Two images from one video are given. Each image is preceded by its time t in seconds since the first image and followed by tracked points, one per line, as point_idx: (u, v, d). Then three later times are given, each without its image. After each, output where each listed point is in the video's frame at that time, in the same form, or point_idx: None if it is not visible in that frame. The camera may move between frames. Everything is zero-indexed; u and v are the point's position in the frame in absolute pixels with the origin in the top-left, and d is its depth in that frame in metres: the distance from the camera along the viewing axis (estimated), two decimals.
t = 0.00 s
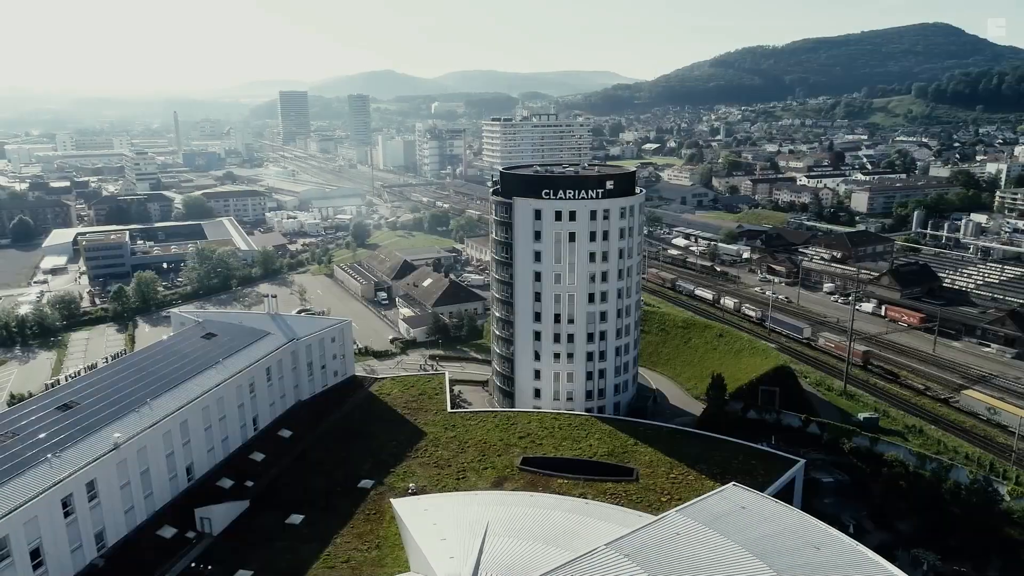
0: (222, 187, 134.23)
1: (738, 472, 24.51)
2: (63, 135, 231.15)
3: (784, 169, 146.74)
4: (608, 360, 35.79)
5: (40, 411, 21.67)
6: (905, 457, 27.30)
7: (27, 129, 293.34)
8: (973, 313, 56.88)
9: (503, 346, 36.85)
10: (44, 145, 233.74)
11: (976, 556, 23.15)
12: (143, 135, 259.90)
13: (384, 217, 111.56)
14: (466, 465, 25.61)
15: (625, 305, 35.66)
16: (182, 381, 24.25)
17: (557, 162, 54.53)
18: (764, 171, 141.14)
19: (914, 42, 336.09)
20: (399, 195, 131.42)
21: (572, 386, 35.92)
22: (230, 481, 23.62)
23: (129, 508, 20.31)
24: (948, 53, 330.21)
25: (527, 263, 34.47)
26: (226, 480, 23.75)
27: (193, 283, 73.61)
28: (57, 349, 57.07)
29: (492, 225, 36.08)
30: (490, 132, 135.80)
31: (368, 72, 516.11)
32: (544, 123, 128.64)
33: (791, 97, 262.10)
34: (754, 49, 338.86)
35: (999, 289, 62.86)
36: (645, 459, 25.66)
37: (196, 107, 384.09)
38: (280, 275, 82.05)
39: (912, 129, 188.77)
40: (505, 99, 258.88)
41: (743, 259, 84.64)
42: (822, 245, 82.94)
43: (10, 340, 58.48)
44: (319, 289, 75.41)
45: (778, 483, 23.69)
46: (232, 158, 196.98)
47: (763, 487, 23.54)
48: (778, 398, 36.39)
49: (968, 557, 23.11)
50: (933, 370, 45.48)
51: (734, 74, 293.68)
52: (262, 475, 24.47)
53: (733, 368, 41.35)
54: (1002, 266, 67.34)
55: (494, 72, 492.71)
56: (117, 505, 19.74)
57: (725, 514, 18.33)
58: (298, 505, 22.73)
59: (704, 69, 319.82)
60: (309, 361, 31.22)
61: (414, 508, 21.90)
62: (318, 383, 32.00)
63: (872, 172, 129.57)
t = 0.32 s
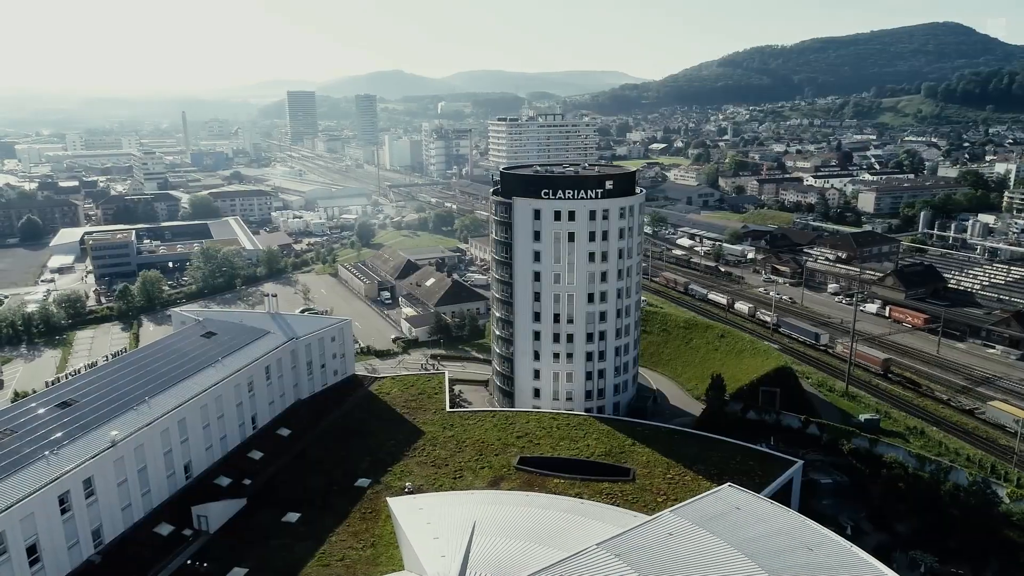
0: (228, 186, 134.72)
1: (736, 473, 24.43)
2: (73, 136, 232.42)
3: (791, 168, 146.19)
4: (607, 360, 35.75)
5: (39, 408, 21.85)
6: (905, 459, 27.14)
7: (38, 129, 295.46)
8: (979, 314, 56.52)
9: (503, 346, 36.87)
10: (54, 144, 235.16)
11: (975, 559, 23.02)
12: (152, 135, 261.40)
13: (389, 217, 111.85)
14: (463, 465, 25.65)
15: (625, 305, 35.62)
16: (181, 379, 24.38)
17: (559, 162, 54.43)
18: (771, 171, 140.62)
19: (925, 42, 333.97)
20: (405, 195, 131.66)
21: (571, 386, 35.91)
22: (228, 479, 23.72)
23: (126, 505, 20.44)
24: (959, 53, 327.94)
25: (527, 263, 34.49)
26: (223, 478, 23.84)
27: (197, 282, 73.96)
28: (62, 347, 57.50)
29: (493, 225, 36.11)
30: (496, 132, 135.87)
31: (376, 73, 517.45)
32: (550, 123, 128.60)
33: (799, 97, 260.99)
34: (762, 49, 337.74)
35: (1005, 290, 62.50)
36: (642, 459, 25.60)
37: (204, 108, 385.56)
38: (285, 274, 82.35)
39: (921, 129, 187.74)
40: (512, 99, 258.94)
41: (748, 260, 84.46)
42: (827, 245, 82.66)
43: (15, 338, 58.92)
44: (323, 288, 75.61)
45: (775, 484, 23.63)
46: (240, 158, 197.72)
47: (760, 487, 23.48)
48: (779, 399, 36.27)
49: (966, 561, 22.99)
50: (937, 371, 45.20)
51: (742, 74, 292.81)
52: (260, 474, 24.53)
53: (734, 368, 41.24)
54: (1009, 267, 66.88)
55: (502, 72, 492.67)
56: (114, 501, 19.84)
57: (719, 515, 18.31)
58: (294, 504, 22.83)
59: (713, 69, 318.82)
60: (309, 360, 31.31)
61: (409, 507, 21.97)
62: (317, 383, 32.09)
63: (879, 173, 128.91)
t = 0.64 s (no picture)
0: (236, 186, 135.27)
1: (732, 474, 24.38)
2: (82, 135, 233.82)
3: (798, 168, 145.62)
4: (607, 360, 35.73)
5: (38, 406, 22.02)
6: (904, 460, 27.03)
7: (50, 129, 297.97)
8: (983, 316, 56.11)
9: (503, 345, 36.92)
10: (64, 144, 236.58)
11: (972, 561, 22.95)
12: (162, 135, 262.89)
13: (395, 216, 112.13)
14: (460, 464, 25.67)
15: (626, 305, 35.60)
16: (180, 378, 24.57)
17: (562, 161, 54.41)
18: (778, 171, 140.07)
19: (936, 41, 332.05)
20: (411, 194, 131.93)
21: (570, 386, 35.91)
22: (226, 478, 23.92)
23: (124, 502, 20.61)
24: (970, 52, 325.87)
25: (526, 263, 34.50)
26: (221, 476, 23.97)
27: (202, 280, 74.34)
28: (67, 345, 57.95)
29: (493, 225, 36.13)
30: (503, 132, 135.97)
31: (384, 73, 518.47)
32: (556, 123, 128.52)
33: (808, 97, 259.93)
34: (771, 49, 336.44)
35: (1010, 292, 62.06)
36: (639, 460, 25.58)
37: (213, 108, 387.18)
38: (290, 273, 82.71)
39: (931, 129, 186.65)
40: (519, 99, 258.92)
41: (752, 260, 84.26)
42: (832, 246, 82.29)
43: (22, 336, 59.45)
44: (326, 287, 75.79)
45: (771, 485, 23.56)
46: (248, 158, 198.49)
47: (757, 488, 23.43)
48: (779, 399, 36.11)
49: (963, 563, 22.98)
50: (940, 373, 44.92)
51: (750, 74, 291.90)
52: (257, 473, 24.68)
53: (735, 369, 41.13)
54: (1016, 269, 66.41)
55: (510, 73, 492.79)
56: (111, 499, 19.99)
57: (712, 515, 18.31)
58: (291, 502, 22.94)
59: (721, 69, 318.00)
60: (308, 359, 31.41)
61: (406, 505, 22.03)
62: (316, 382, 32.18)
63: (887, 173, 128.24)
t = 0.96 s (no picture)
0: (242, 185, 135.74)
1: (730, 475, 24.31)
2: (92, 135, 235.05)
3: (805, 168, 145.08)
4: (607, 361, 35.72)
5: (37, 403, 22.15)
6: (903, 462, 26.91)
7: (61, 129, 300.18)
8: (988, 317, 55.79)
9: (503, 346, 36.94)
10: (74, 144, 237.85)
11: (970, 563, 22.89)
12: (171, 134, 264.10)
13: (400, 216, 112.33)
14: (456, 464, 25.70)
15: (625, 305, 35.57)
16: (179, 376, 24.70)
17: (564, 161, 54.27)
18: (785, 172, 139.57)
19: (946, 41, 330.19)
20: (417, 195, 132.12)
21: (570, 387, 35.89)
22: (224, 476, 24.01)
23: (121, 499, 20.72)
24: (981, 52, 323.72)
25: (526, 263, 34.51)
26: (219, 474, 24.06)
27: (207, 280, 74.62)
28: (72, 344, 58.33)
29: (493, 225, 36.14)
30: (509, 132, 135.95)
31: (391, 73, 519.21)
32: (562, 123, 128.40)
33: (816, 98, 258.94)
34: (779, 49, 335.27)
35: (1016, 293, 61.65)
36: (636, 460, 25.57)
37: (222, 108, 388.67)
38: (294, 273, 82.96)
39: (940, 129, 185.61)
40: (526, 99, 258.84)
41: (757, 260, 84.01)
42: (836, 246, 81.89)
43: (27, 335, 59.86)
44: (330, 287, 75.96)
45: (768, 486, 23.51)
46: (255, 158, 199.21)
47: (754, 489, 23.36)
48: (779, 400, 35.96)
49: (960, 566, 22.84)
50: (943, 374, 44.67)
51: (758, 74, 290.99)
52: (254, 471, 24.81)
53: (736, 370, 41.02)
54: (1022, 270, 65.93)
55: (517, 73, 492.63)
56: (108, 496, 20.12)
57: (706, 515, 18.29)
58: (287, 500, 23.04)
59: (729, 69, 316.92)
60: (308, 357, 31.54)
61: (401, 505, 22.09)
62: (316, 380, 32.27)
63: (895, 174, 127.48)
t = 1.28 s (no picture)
0: (249, 185, 136.44)
1: (726, 476, 24.27)
2: (102, 135, 236.72)
3: (813, 169, 144.52)
4: (607, 361, 35.71)
5: (37, 401, 22.32)
6: (902, 464, 26.81)
7: (72, 129, 302.30)
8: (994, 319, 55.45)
9: (503, 346, 37.00)
10: (84, 143, 239.64)
11: (968, 566, 22.75)
12: (180, 134, 265.45)
13: (406, 216, 112.64)
14: (453, 463, 25.75)
15: (625, 305, 35.52)
16: (178, 374, 24.85)
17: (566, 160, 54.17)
18: (793, 172, 139.06)
19: (958, 41, 328.10)
20: (423, 195, 132.34)
21: (569, 387, 35.88)
22: (222, 474, 24.18)
23: (119, 497, 20.85)
24: (993, 52, 321.55)
25: (526, 263, 34.55)
26: (217, 472, 24.19)
27: (211, 279, 75.01)
28: (77, 342, 58.76)
29: (493, 225, 36.19)
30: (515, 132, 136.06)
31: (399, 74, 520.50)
32: (569, 123, 128.35)
33: (825, 98, 257.77)
34: (788, 49, 334.13)
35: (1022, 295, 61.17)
36: (633, 460, 25.54)
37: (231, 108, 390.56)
38: (298, 272, 83.23)
39: (950, 129, 184.48)
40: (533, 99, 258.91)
41: (761, 261, 83.73)
42: (841, 247, 81.48)
43: (33, 333, 60.31)
44: (335, 286, 76.20)
45: (765, 488, 23.44)
46: (263, 158, 200.05)
47: (750, 490, 23.31)
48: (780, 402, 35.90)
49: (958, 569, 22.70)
50: (946, 376, 44.40)
51: (767, 74, 290.04)
52: (253, 470, 24.96)
53: (737, 371, 40.89)
54: None
55: (526, 74, 492.72)
56: (105, 494, 20.25)
57: (700, 516, 18.26)
58: (284, 499, 23.13)
59: (738, 69, 315.86)
60: (308, 356, 31.66)
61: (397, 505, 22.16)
62: (316, 379, 32.39)
63: (903, 174, 126.89)
